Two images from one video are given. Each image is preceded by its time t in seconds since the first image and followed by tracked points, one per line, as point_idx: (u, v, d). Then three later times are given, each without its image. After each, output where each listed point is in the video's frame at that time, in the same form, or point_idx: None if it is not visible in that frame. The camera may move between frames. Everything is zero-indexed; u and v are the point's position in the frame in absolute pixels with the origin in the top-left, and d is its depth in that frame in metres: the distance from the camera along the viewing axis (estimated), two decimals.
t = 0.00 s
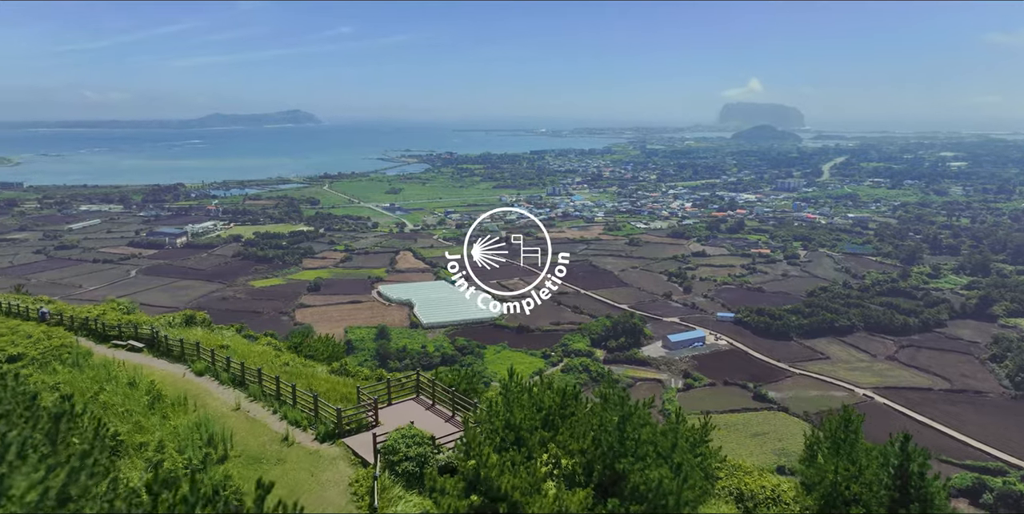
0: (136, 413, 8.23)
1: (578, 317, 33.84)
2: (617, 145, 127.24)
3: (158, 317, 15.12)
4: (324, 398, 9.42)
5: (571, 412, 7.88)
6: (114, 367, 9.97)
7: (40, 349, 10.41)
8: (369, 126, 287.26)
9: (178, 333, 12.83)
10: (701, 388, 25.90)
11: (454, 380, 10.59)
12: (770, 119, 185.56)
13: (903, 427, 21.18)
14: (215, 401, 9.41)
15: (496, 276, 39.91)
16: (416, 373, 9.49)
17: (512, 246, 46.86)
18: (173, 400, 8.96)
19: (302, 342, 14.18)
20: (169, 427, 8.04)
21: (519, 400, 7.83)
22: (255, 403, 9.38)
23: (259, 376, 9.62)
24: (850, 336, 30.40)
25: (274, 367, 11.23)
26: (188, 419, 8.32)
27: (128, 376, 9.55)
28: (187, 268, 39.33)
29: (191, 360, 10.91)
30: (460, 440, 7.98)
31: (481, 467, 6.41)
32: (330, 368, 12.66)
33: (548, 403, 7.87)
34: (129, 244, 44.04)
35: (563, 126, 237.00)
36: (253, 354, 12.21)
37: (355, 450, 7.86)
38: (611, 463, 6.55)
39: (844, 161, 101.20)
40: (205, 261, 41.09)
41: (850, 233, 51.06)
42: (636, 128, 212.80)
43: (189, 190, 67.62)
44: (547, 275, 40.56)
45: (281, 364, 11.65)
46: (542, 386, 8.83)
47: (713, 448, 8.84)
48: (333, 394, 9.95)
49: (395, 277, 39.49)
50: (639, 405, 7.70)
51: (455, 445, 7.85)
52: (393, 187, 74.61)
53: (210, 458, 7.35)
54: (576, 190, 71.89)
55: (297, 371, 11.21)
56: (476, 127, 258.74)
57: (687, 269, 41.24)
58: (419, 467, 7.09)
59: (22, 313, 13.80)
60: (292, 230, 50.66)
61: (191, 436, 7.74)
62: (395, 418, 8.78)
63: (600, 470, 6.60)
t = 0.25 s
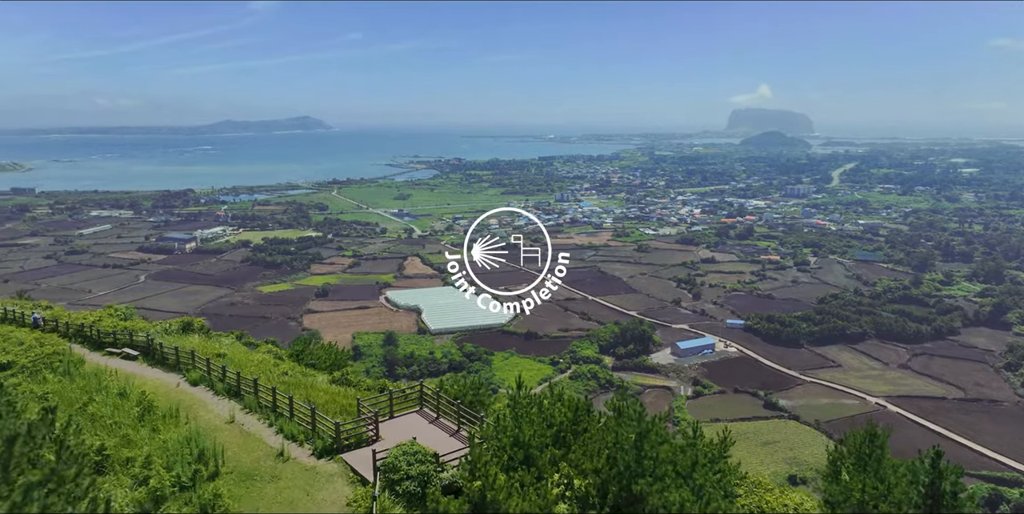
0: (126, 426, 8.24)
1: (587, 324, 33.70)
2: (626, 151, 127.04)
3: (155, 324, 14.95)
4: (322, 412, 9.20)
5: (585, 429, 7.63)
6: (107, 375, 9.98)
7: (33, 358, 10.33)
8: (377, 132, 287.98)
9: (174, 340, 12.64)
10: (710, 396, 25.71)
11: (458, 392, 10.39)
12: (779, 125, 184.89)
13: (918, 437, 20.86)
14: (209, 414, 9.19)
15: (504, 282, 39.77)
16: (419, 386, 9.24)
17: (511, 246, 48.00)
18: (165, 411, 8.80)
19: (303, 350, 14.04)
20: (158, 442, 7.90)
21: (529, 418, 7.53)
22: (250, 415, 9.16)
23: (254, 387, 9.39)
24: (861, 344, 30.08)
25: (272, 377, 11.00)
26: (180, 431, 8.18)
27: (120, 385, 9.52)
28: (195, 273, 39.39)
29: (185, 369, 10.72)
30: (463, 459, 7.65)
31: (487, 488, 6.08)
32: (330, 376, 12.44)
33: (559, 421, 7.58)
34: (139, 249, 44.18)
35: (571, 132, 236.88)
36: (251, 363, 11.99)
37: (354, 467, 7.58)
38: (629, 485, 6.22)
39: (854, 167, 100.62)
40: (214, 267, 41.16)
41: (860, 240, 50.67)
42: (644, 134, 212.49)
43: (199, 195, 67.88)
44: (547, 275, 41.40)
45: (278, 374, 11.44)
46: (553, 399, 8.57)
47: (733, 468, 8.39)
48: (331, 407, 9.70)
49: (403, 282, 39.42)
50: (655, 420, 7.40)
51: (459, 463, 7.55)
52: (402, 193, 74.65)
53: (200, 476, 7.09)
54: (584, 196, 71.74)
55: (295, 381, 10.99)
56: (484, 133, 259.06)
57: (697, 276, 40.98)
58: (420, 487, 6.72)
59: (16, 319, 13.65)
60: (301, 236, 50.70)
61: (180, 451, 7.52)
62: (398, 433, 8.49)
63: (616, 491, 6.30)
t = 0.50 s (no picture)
0: (116, 439, 8.19)
1: (597, 330, 33.55)
2: (636, 157, 126.66)
3: (154, 330, 14.78)
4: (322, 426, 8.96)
5: (599, 446, 7.05)
6: (102, 383, 9.91)
7: (28, 367, 10.24)
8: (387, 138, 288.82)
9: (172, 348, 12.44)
10: (722, 404, 25.49)
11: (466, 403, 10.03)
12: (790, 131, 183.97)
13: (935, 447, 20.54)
14: (204, 425, 8.98)
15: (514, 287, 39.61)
16: (425, 398, 8.99)
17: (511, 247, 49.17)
18: (157, 422, 8.65)
19: (306, 359, 13.86)
20: (148, 457, 7.79)
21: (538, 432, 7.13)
22: (247, 427, 8.93)
23: (252, 398, 9.16)
24: (875, 352, 29.72)
25: (271, 388, 10.77)
26: (172, 444, 8.06)
27: (114, 394, 9.42)
28: (206, 279, 39.50)
29: (182, 378, 10.54)
30: (468, 478, 7.41)
31: (496, 512, 5.66)
32: (332, 386, 12.20)
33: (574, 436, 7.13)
34: (150, 254, 44.36)
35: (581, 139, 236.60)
36: (251, 372, 11.75)
37: (354, 485, 7.29)
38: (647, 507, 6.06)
39: (866, 173, 99.87)
40: (224, 272, 41.26)
41: (873, 246, 50.20)
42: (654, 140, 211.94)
43: (210, 201, 68.14)
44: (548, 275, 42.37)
45: (279, 385, 11.20)
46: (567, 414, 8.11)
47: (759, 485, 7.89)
48: (332, 420, 9.44)
49: (412, 288, 39.35)
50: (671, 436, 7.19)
51: (465, 482, 7.29)
52: (412, 199, 74.70)
53: (191, 493, 6.92)
54: (594, 202, 71.55)
55: (296, 392, 10.74)
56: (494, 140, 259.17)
57: (708, 283, 40.69)
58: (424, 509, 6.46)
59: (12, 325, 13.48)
60: (311, 241, 50.78)
61: (171, 466, 7.38)
62: (400, 450, 8.15)
63: None
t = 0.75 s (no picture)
0: (105, 454, 7.74)
1: (609, 338, 33.38)
2: (648, 164, 126.22)
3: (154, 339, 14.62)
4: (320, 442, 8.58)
5: (617, 470, 6.48)
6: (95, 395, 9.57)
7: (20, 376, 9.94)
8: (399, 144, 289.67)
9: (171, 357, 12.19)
10: (735, 413, 25.24)
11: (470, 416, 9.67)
12: (803, 138, 182.85)
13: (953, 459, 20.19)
14: (198, 440, 8.62)
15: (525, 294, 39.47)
16: (432, 412, 8.71)
17: (511, 250, 50.44)
18: (149, 438, 8.26)
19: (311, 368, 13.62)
20: (138, 473, 7.37)
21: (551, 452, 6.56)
22: (243, 442, 8.58)
23: (250, 411, 8.82)
24: (891, 361, 29.32)
25: (271, 399, 10.45)
26: (163, 461, 7.65)
27: (106, 407, 9.07)
28: (219, 284, 39.64)
29: (179, 389, 10.23)
30: (478, 500, 7.04)
31: None
32: (334, 397, 11.90)
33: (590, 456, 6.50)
34: (164, 260, 44.61)
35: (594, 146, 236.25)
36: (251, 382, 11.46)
37: (354, 507, 6.89)
38: None
39: (881, 180, 99.02)
40: (237, 278, 41.40)
41: (887, 254, 49.67)
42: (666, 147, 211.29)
43: (224, 207, 68.53)
44: (548, 275, 43.54)
45: (279, 396, 10.89)
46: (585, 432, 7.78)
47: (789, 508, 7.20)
48: (331, 435, 9.06)
49: (423, 295, 39.26)
50: (696, 462, 6.58)
51: (472, 506, 6.91)
52: (424, 206, 74.80)
53: None
54: (606, 209, 71.35)
55: (296, 404, 10.41)
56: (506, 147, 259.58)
57: (720, 290, 40.37)
58: None
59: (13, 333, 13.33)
60: (323, 247, 50.90)
61: (161, 485, 6.93)
62: (403, 469, 7.74)
63: None
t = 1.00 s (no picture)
0: (94, 470, 7.54)
1: (620, 344, 33.18)
2: (660, 170, 125.73)
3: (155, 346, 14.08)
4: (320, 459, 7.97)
5: (641, 495, 5.88)
6: (90, 408, 9.18)
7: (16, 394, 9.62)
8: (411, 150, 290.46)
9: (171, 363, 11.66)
10: (749, 420, 24.97)
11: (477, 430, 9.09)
12: (816, 144, 181.69)
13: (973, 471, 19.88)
14: (194, 454, 8.04)
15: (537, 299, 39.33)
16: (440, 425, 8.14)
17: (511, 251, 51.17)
18: (142, 451, 7.85)
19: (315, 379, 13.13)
20: (128, 489, 7.07)
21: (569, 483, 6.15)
22: (240, 456, 7.98)
23: (248, 423, 8.26)
24: (907, 369, 28.95)
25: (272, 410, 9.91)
26: (153, 478, 7.15)
27: (101, 421, 8.66)
28: (231, 289, 39.78)
29: (177, 398, 9.70)
30: None
31: None
32: (339, 407, 11.32)
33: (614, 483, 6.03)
34: (177, 265, 44.83)
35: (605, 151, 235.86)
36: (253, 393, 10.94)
37: None
38: None
39: (896, 186, 98.14)
40: (249, 282, 41.53)
41: (903, 260, 49.13)
42: (678, 152, 210.57)
43: (236, 212, 68.84)
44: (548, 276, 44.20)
45: (280, 406, 10.33)
46: (602, 448, 7.38)
47: None
48: (333, 451, 8.45)
49: (434, 300, 39.20)
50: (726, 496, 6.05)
51: None
52: (435, 211, 74.89)
53: None
54: (617, 214, 71.16)
55: (298, 416, 9.84)
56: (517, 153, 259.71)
57: (733, 296, 40.06)
58: None
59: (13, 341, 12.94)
60: (334, 252, 50.99)
61: (149, 504, 6.48)
62: (410, 490, 7.23)
63: None
